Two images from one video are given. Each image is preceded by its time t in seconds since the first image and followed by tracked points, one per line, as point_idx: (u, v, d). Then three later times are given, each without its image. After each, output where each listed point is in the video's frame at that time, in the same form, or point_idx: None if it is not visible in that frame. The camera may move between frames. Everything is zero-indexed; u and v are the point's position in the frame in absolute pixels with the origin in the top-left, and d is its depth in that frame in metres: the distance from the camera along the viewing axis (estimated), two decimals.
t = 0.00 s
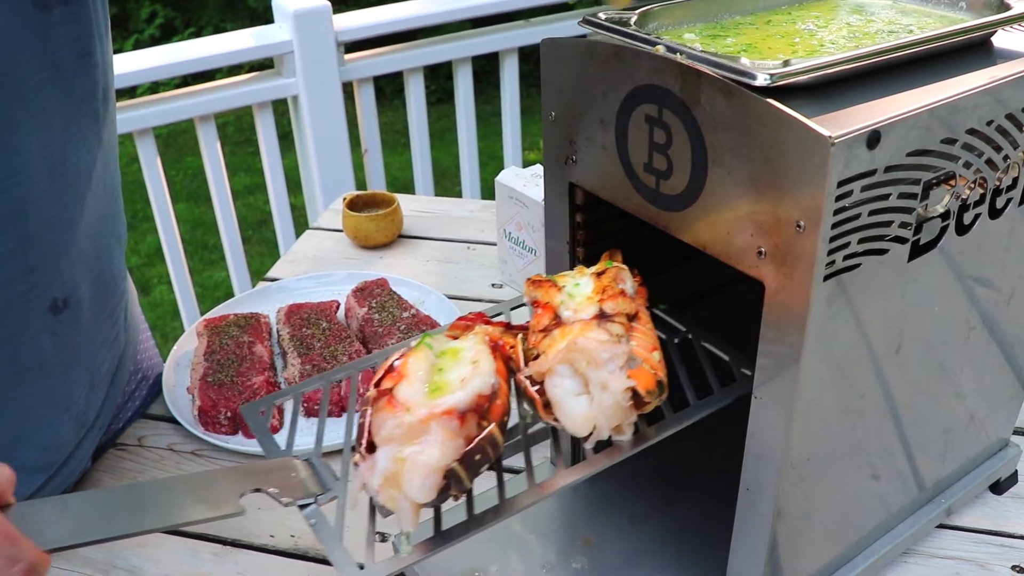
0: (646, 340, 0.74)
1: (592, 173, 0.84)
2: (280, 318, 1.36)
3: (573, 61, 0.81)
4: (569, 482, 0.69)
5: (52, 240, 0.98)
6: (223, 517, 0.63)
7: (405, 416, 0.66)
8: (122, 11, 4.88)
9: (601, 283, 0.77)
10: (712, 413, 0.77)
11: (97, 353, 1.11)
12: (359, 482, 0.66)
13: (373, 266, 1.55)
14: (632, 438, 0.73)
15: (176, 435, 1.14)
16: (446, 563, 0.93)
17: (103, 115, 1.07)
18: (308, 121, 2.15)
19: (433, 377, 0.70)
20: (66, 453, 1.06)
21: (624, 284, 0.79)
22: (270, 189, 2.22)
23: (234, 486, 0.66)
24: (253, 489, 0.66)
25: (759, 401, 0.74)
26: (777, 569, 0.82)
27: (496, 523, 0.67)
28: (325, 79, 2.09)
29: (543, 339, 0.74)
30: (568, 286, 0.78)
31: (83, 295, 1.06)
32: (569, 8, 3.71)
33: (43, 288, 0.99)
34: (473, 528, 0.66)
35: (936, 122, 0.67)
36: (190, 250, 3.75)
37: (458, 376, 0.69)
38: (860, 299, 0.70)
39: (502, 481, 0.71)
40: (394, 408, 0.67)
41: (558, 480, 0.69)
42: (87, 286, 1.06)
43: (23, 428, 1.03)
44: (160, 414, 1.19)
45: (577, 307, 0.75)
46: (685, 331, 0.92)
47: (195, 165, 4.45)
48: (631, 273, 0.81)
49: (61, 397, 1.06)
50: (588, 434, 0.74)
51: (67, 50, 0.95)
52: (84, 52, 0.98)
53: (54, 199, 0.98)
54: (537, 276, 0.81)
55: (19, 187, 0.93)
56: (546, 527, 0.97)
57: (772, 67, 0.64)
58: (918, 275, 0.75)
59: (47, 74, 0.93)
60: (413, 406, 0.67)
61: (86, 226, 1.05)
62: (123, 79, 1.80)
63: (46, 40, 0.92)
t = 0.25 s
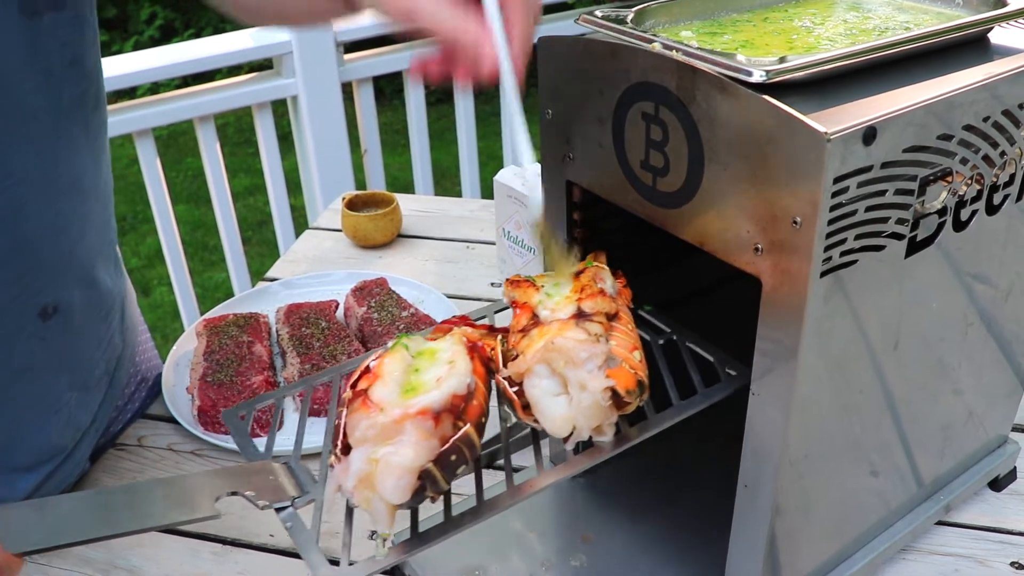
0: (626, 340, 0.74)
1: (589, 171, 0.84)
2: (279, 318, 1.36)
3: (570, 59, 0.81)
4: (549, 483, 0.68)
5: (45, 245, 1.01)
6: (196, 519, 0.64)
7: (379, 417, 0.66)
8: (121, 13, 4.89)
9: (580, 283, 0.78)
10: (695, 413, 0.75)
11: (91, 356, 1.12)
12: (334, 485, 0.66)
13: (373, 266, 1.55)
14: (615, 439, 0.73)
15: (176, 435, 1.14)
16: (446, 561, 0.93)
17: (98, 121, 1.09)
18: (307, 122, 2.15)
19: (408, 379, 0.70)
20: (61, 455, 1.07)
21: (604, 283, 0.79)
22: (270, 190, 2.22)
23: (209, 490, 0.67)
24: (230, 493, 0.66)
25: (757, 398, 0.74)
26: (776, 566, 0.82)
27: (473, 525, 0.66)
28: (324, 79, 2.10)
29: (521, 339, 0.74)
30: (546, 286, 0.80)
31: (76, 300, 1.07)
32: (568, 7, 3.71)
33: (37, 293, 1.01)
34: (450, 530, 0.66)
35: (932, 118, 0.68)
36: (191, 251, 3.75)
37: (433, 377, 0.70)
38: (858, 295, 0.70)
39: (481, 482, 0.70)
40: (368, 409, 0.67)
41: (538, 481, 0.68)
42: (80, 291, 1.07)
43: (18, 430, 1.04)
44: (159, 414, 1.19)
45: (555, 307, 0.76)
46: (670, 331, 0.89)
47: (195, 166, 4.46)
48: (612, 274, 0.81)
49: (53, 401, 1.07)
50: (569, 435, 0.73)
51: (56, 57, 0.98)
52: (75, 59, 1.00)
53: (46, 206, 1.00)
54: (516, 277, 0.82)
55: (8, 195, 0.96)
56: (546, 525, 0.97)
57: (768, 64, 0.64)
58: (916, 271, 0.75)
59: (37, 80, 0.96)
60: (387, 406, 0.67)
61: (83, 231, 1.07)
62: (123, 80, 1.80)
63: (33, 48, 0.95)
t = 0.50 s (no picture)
0: (628, 350, 0.74)
1: (589, 171, 0.84)
2: (279, 318, 1.36)
3: (569, 58, 0.81)
4: (550, 492, 0.68)
5: (38, 251, 1.01)
6: (196, 527, 0.63)
7: (379, 427, 0.65)
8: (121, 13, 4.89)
9: (584, 291, 0.77)
10: (697, 421, 0.75)
11: (83, 358, 1.11)
12: (333, 494, 0.66)
13: (373, 266, 1.55)
14: (616, 448, 0.73)
15: (176, 435, 1.14)
16: (446, 560, 0.93)
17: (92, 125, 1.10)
18: (307, 122, 2.15)
19: (408, 389, 0.69)
20: (57, 456, 1.06)
21: (609, 293, 0.78)
22: (270, 190, 2.22)
23: (209, 496, 0.67)
24: (229, 500, 0.66)
25: (756, 397, 0.75)
26: (776, 566, 0.82)
27: (474, 535, 0.66)
28: (324, 80, 2.10)
29: (524, 348, 0.74)
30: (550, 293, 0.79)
31: (69, 304, 1.06)
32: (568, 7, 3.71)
33: (28, 298, 1.01)
34: (449, 540, 0.66)
35: (931, 117, 0.68)
36: (191, 251, 3.75)
37: (434, 386, 0.69)
38: (857, 294, 0.70)
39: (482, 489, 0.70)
40: (367, 418, 0.66)
41: (540, 491, 0.68)
42: (72, 298, 1.06)
43: (12, 433, 1.04)
44: (159, 415, 1.19)
45: (558, 316, 0.76)
46: (673, 338, 0.89)
47: (195, 166, 4.46)
48: (615, 282, 0.81)
49: (42, 400, 1.06)
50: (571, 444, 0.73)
51: (47, 60, 0.98)
52: (66, 62, 1.00)
53: (39, 210, 1.00)
54: (519, 284, 0.82)
55: None
56: (546, 525, 0.97)
57: (767, 62, 0.64)
58: (915, 270, 0.75)
59: (26, 84, 0.96)
60: (387, 416, 0.66)
61: (77, 235, 1.06)
62: (123, 81, 1.80)
63: (23, 51, 0.96)
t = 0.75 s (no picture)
0: (622, 347, 0.74)
1: (588, 169, 0.84)
2: (279, 318, 1.36)
3: (568, 55, 0.81)
4: (545, 492, 0.67)
5: (34, 252, 1.01)
6: (194, 528, 0.63)
7: (373, 428, 0.65)
8: (120, 14, 4.89)
9: (577, 289, 0.78)
10: (696, 417, 0.75)
11: (84, 358, 1.11)
12: (327, 495, 0.66)
13: (373, 265, 1.55)
14: (612, 447, 0.72)
15: (176, 435, 1.14)
16: (446, 560, 0.93)
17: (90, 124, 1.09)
18: (306, 122, 2.15)
19: (402, 389, 0.69)
20: (58, 458, 1.07)
21: (602, 290, 0.79)
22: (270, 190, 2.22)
23: (205, 498, 0.66)
24: (225, 501, 0.66)
25: (757, 395, 0.74)
26: (777, 565, 0.82)
27: (469, 535, 0.65)
28: (323, 80, 2.09)
29: (518, 346, 0.74)
30: (543, 291, 0.79)
31: (68, 303, 1.06)
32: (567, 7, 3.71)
33: (27, 298, 1.01)
34: (444, 541, 0.65)
35: (931, 114, 0.67)
36: (191, 252, 3.75)
37: (429, 386, 0.69)
38: (857, 292, 0.70)
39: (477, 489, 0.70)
40: (361, 419, 0.66)
41: (536, 490, 0.67)
42: (73, 297, 1.06)
43: (11, 434, 1.05)
44: (159, 415, 1.19)
45: (551, 314, 0.75)
46: (670, 333, 0.89)
47: (195, 167, 4.46)
48: (609, 278, 0.82)
49: (43, 400, 1.07)
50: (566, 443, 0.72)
51: (43, 61, 0.97)
52: (62, 62, 0.99)
53: (35, 210, 1.00)
54: (513, 281, 0.81)
55: None
56: (546, 524, 0.97)
57: (766, 59, 0.64)
58: (915, 267, 0.75)
59: (20, 85, 0.96)
60: (381, 417, 0.66)
61: (76, 235, 1.06)
62: (122, 81, 1.80)
63: (18, 51, 0.95)
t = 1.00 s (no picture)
0: (619, 347, 0.74)
1: (587, 169, 0.84)
2: (278, 318, 1.36)
3: (567, 55, 0.80)
4: (542, 492, 0.67)
5: (31, 249, 1.00)
6: (190, 527, 0.62)
7: (368, 428, 0.65)
8: (120, 13, 4.89)
9: (574, 288, 0.77)
10: (692, 418, 0.75)
11: (82, 358, 1.11)
12: (323, 494, 0.66)
13: (372, 265, 1.55)
14: (609, 447, 0.72)
15: (174, 435, 1.14)
16: (444, 560, 0.92)
17: (84, 122, 1.09)
18: (306, 121, 2.14)
19: (398, 388, 0.69)
20: (55, 458, 1.07)
21: (600, 289, 0.78)
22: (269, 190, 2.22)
23: (200, 497, 0.66)
24: (219, 501, 0.66)
25: (755, 396, 0.74)
26: (775, 565, 0.82)
27: (464, 535, 0.65)
28: (322, 79, 2.09)
29: (515, 346, 0.73)
30: (540, 291, 0.78)
31: (64, 302, 1.06)
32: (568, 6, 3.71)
33: (22, 296, 1.00)
34: (439, 542, 0.65)
35: (930, 114, 0.67)
36: (190, 251, 3.75)
37: (424, 386, 0.69)
38: (856, 293, 0.70)
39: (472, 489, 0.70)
40: (356, 418, 0.66)
41: (532, 489, 0.67)
42: (67, 296, 1.06)
43: (10, 433, 1.04)
44: (157, 415, 1.19)
45: (548, 314, 0.75)
46: (668, 333, 0.88)
47: (195, 166, 4.46)
48: (607, 278, 0.81)
49: (43, 402, 1.06)
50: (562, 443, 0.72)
51: (41, 58, 0.97)
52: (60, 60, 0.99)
53: (31, 207, 0.99)
54: (510, 281, 0.81)
55: None
56: (545, 525, 0.97)
57: (765, 60, 0.64)
58: (915, 268, 0.75)
59: (18, 82, 0.96)
60: (376, 416, 0.66)
61: (70, 232, 1.06)
62: (121, 80, 1.79)
63: (15, 47, 0.94)
